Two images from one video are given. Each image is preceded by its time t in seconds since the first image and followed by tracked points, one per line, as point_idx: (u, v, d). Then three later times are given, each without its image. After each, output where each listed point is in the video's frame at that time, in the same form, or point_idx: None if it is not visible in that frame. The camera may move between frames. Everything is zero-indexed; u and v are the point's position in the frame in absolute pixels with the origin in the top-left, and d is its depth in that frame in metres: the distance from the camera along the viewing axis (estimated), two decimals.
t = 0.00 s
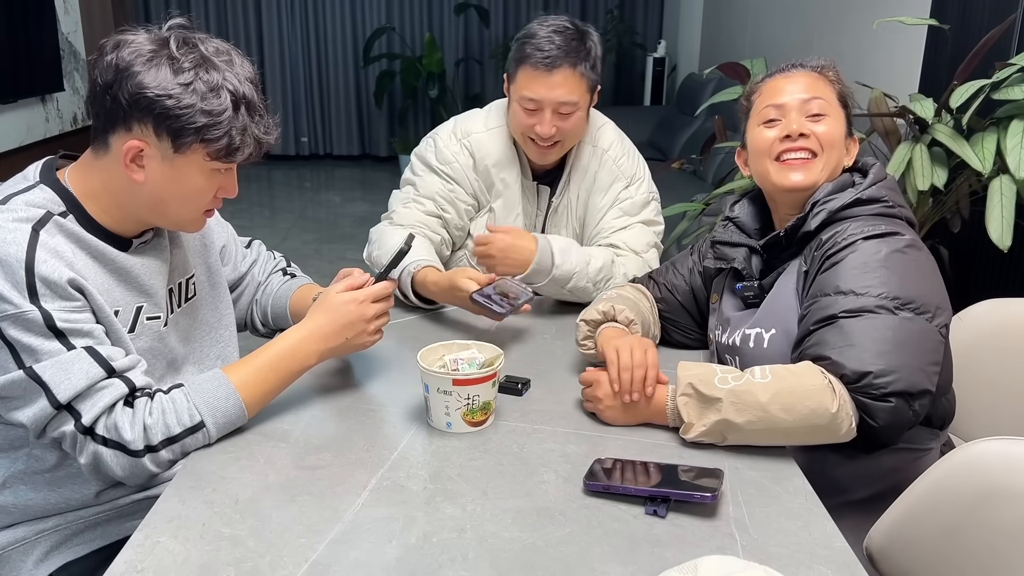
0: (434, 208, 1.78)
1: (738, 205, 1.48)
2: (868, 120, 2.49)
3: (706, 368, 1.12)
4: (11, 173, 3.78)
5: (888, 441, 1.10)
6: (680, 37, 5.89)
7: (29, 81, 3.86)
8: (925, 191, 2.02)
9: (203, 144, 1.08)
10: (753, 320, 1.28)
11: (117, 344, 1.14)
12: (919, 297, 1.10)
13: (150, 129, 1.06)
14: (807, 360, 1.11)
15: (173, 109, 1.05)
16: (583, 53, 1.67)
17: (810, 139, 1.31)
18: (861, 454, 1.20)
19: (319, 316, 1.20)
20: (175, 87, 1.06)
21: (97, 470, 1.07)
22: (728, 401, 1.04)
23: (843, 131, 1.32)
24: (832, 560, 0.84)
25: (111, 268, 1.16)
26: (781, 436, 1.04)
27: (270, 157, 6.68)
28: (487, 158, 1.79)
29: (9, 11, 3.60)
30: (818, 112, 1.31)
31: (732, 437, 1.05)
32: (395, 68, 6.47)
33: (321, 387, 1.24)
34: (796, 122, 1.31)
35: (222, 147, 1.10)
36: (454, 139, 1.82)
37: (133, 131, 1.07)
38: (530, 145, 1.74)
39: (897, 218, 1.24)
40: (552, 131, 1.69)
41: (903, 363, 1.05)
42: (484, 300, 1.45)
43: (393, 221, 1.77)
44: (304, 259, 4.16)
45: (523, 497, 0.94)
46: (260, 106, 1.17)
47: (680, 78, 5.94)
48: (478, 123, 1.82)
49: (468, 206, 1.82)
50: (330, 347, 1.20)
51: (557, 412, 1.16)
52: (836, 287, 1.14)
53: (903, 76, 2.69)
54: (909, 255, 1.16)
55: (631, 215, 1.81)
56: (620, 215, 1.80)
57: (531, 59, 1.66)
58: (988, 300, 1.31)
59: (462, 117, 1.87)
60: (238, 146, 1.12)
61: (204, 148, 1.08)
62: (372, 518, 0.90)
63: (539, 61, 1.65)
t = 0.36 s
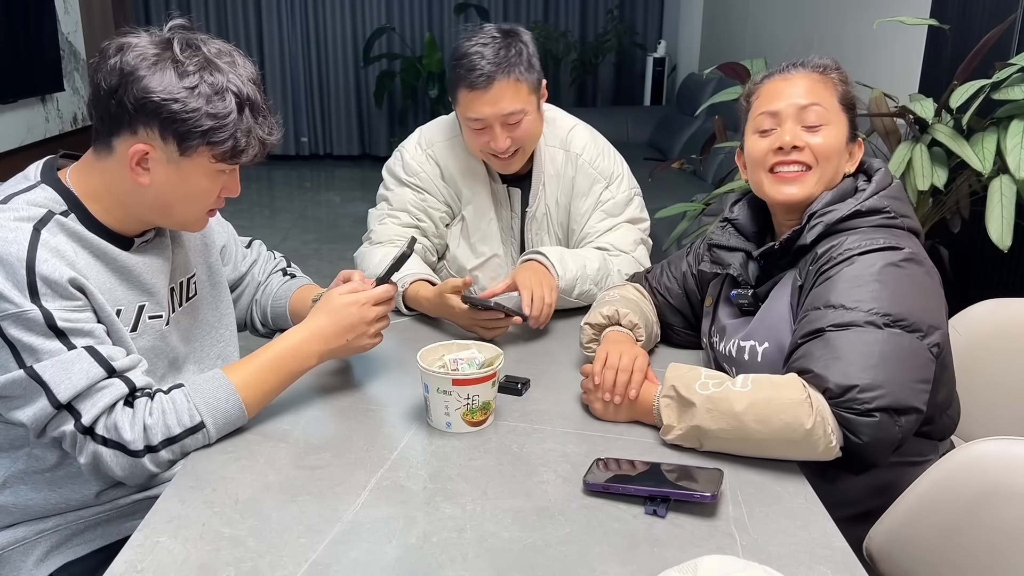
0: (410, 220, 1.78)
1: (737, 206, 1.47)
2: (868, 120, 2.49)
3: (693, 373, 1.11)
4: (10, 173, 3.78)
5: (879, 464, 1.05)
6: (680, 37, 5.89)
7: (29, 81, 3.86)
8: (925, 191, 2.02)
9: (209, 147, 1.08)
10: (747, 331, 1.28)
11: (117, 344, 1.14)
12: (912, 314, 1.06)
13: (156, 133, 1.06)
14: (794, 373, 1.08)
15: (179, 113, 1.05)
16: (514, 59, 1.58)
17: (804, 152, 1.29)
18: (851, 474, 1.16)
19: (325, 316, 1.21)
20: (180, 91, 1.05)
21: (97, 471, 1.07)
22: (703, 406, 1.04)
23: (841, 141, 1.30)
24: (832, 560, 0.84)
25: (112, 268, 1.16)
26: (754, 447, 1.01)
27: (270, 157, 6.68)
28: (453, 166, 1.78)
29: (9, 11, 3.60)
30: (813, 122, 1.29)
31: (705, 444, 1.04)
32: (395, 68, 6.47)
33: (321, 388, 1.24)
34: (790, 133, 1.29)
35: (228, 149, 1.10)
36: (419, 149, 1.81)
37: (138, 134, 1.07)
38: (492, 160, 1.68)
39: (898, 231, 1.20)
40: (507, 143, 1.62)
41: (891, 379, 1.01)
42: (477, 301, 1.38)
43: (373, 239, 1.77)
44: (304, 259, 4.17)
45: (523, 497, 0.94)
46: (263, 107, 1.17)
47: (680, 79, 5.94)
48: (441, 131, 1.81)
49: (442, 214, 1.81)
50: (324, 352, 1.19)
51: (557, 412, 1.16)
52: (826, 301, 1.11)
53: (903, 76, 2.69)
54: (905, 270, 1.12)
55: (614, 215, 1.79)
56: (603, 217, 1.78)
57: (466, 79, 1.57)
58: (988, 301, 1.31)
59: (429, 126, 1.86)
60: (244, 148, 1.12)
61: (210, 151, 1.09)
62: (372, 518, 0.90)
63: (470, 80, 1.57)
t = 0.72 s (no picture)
0: (399, 220, 1.82)
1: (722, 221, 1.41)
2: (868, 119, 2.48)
3: (691, 380, 1.09)
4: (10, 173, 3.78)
5: (865, 498, 0.99)
6: (680, 37, 5.89)
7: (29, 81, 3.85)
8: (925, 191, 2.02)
9: (213, 145, 1.09)
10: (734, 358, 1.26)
11: (117, 343, 1.14)
12: (890, 343, 1.02)
13: (159, 132, 1.06)
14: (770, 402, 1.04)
15: (183, 112, 1.05)
16: (483, 73, 1.55)
17: (716, 187, 1.25)
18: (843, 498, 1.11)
19: (325, 317, 1.20)
20: (182, 89, 1.05)
21: (97, 470, 1.07)
22: (686, 420, 1.03)
23: (761, 175, 1.21)
24: (831, 560, 0.84)
25: (113, 267, 1.16)
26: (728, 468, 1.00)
27: (270, 157, 6.68)
28: (439, 170, 1.79)
29: (9, 11, 3.60)
30: (734, 155, 1.23)
31: (683, 449, 1.04)
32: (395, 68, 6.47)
33: (321, 388, 1.24)
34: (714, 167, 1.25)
35: (230, 147, 1.10)
36: (403, 152, 1.82)
37: (141, 134, 1.07)
38: (477, 173, 1.69)
39: (880, 259, 1.13)
40: (489, 156, 1.62)
41: (868, 410, 0.97)
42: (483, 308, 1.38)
43: (364, 241, 1.79)
44: (304, 259, 4.17)
45: (524, 497, 0.94)
46: (263, 103, 1.17)
47: (680, 79, 5.94)
48: (424, 133, 1.82)
49: (430, 214, 1.85)
50: (321, 351, 1.18)
51: (557, 412, 1.16)
52: (802, 331, 1.07)
53: (903, 75, 2.69)
54: (887, 299, 1.07)
55: (605, 217, 1.78)
56: (594, 220, 1.78)
57: (437, 99, 1.56)
58: (988, 301, 1.31)
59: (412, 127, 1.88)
60: (246, 145, 1.12)
61: (214, 148, 1.09)
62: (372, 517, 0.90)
63: (437, 99, 1.56)
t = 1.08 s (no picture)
0: (401, 221, 1.82)
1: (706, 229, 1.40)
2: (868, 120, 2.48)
3: (689, 382, 1.09)
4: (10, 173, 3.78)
5: (865, 497, 1.00)
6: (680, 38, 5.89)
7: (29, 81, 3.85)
8: (925, 191, 2.02)
9: (210, 144, 1.08)
10: (726, 365, 1.26)
11: (117, 343, 1.14)
12: (880, 344, 1.02)
13: (157, 130, 1.06)
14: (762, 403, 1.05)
15: (181, 110, 1.05)
16: (476, 79, 1.55)
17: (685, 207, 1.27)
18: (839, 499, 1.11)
19: (326, 317, 1.20)
20: (181, 88, 1.06)
21: (97, 470, 1.07)
22: (685, 424, 1.03)
23: (721, 200, 1.22)
24: (831, 560, 0.84)
25: (112, 267, 1.16)
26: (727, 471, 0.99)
27: (270, 157, 6.68)
28: (439, 173, 1.78)
29: (9, 11, 3.60)
30: (699, 178, 1.23)
31: (681, 452, 1.04)
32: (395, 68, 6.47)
33: (320, 388, 1.24)
34: (682, 189, 1.26)
35: (229, 146, 1.10)
36: (403, 155, 1.82)
37: (139, 131, 1.07)
38: (478, 178, 1.69)
39: (864, 264, 1.14)
40: (486, 161, 1.62)
41: (860, 407, 0.97)
42: (483, 296, 1.38)
43: (364, 242, 1.79)
44: (304, 259, 4.17)
45: (524, 496, 0.94)
46: (264, 105, 1.17)
47: (680, 79, 5.93)
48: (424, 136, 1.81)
49: (432, 217, 1.85)
50: (322, 352, 1.18)
51: (557, 412, 1.16)
52: (792, 334, 1.07)
53: (903, 75, 2.69)
54: (875, 302, 1.07)
55: (606, 218, 1.78)
56: (595, 221, 1.78)
57: (432, 107, 1.56)
58: (988, 300, 1.31)
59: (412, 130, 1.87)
60: (245, 145, 1.12)
61: (211, 147, 1.09)
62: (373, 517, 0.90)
63: (432, 108, 1.56)
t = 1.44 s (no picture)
0: (401, 222, 1.82)
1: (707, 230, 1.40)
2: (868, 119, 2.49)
3: (689, 382, 1.09)
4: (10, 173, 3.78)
5: (866, 495, 1.00)
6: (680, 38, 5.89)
7: (29, 81, 3.85)
8: (925, 191, 2.02)
9: (209, 144, 1.08)
10: (727, 365, 1.27)
11: (117, 343, 1.14)
12: (880, 343, 1.02)
13: (156, 129, 1.06)
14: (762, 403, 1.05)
15: (179, 109, 1.05)
16: (474, 85, 1.55)
17: (684, 208, 1.26)
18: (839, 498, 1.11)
19: (328, 317, 1.21)
20: (180, 87, 1.05)
21: (97, 471, 1.07)
22: (685, 424, 1.03)
23: (719, 199, 1.22)
24: (831, 560, 0.84)
25: (112, 267, 1.16)
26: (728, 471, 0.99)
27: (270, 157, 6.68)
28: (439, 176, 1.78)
29: (9, 11, 3.60)
30: (695, 179, 1.23)
31: (682, 451, 1.04)
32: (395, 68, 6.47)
33: (320, 388, 1.24)
34: (679, 191, 1.26)
35: (227, 147, 1.10)
36: (403, 156, 1.82)
37: (138, 130, 1.07)
38: (478, 184, 1.69)
39: (862, 265, 1.14)
40: (486, 167, 1.62)
41: (861, 406, 0.97)
42: (480, 291, 1.38)
43: (364, 242, 1.79)
44: (304, 259, 4.17)
45: (524, 496, 0.94)
46: (264, 107, 1.17)
47: (680, 79, 5.93)
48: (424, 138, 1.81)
49: (432, 218, 1.85)
50: (323, 351, 1.18)
51: (557, 412, 1.16)
52: (792, 334, 1.07)
53: (903, 75, 2.69)
54: (874, 301, 1.07)
55: (607, 219, 1.78)
56: (595, 222, 1.78)
57: (430, 115, 1.56)
58: (988, 301, 1.31)
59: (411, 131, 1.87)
60: (243, 146, 1.12)
61: (210, 147, 1.09)
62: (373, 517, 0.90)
63: (430, 115, 1.56)
